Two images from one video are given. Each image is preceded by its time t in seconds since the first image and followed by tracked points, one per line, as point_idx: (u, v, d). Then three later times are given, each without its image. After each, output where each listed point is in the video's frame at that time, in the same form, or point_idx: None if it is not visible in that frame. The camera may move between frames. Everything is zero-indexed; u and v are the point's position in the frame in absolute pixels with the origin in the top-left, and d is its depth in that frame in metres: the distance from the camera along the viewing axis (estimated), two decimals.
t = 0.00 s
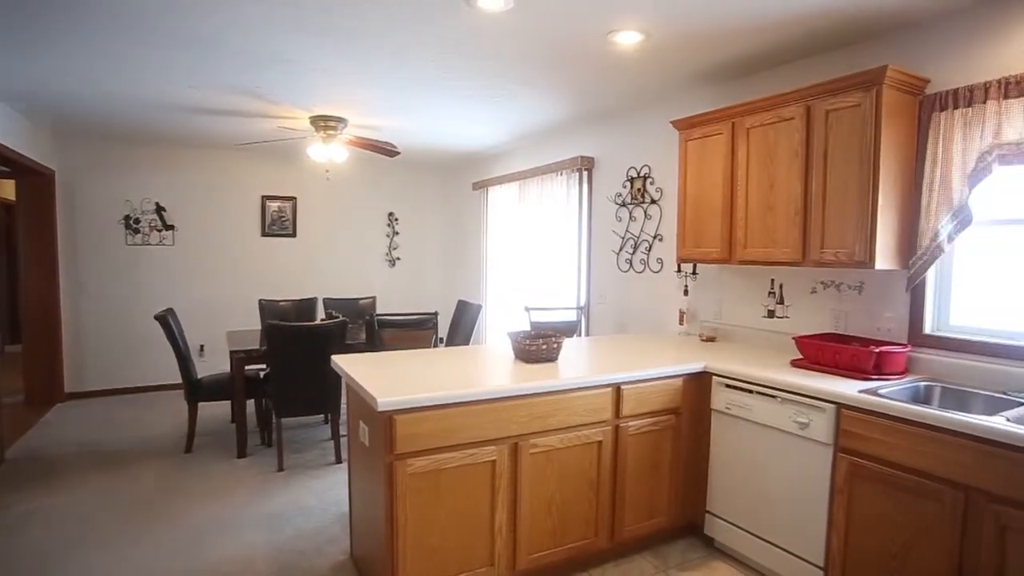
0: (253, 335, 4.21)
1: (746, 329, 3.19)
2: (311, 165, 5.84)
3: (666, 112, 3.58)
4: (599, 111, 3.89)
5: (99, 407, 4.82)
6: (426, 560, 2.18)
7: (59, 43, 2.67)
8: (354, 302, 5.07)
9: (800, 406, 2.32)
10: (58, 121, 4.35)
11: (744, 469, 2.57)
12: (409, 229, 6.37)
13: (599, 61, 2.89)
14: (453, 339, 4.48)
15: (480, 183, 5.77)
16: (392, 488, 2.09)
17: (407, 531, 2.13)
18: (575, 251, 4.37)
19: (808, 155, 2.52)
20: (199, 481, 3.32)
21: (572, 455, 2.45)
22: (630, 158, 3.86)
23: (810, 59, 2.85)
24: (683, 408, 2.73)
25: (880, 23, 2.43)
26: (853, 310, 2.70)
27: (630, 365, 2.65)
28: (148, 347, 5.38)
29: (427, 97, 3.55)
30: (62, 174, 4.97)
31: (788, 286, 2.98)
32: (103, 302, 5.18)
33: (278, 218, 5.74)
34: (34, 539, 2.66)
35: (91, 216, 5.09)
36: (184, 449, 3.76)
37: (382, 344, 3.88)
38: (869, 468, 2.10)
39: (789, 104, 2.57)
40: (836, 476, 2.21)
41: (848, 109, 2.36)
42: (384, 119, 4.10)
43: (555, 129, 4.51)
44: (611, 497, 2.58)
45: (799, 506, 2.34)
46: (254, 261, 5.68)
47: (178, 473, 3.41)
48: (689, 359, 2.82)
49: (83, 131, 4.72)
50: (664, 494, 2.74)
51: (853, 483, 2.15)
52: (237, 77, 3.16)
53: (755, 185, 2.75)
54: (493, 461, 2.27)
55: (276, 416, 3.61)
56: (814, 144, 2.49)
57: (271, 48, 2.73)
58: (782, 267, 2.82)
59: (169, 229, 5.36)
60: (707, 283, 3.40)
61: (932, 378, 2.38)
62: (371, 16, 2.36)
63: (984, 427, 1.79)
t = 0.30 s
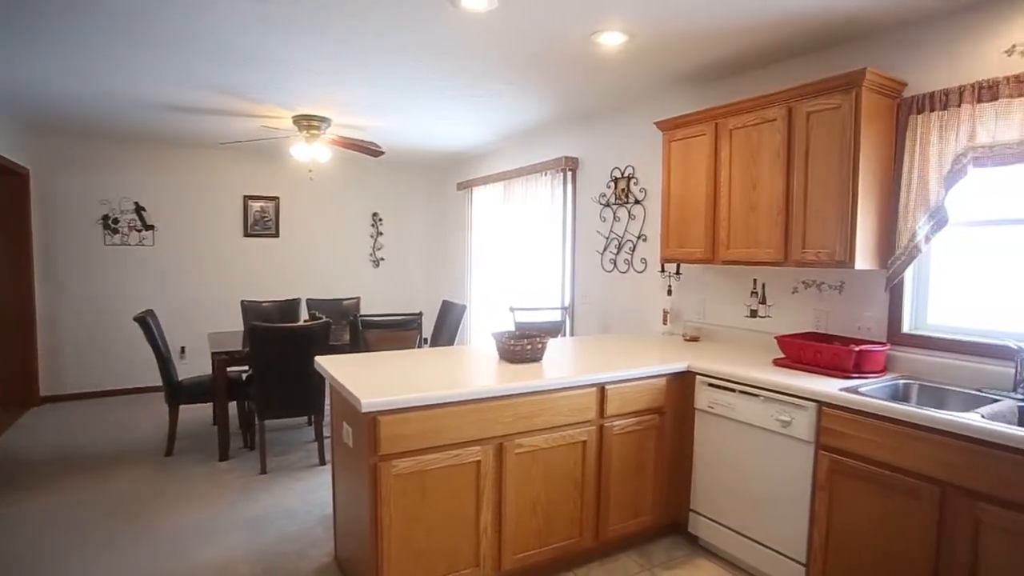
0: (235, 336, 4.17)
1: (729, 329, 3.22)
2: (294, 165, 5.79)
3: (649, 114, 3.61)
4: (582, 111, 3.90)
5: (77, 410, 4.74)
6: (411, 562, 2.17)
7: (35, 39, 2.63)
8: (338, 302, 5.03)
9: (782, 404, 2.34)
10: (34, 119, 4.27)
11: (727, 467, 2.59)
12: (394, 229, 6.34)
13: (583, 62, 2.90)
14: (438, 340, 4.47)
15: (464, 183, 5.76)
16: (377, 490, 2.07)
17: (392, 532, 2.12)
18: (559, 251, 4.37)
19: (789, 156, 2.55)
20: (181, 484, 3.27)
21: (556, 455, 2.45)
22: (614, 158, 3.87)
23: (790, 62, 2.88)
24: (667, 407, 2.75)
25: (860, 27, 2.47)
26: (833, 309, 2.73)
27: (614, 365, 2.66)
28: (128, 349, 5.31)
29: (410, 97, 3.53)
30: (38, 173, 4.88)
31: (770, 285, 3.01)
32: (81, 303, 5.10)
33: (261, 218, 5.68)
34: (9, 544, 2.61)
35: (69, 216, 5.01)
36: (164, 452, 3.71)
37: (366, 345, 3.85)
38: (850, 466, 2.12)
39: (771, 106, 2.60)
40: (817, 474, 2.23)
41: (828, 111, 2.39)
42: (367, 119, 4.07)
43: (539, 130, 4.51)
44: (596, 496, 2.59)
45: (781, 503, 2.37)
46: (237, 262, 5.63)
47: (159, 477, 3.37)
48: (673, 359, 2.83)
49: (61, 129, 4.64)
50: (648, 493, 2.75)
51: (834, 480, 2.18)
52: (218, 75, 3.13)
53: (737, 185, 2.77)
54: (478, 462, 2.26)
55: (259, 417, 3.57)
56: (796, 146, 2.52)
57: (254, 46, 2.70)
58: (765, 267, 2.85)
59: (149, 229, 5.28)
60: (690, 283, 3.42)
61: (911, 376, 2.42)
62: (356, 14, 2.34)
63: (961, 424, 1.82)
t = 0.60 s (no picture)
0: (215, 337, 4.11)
1: (712, 329, 3.24)
2: (276, 164, 5.74)
3: (633, 114, 3.62)
4: (566, 112, 3.91)
5: (53, 414, 4.65)
6: (395, 563, 2.16)
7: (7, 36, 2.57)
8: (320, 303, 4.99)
9: (764, 403, 2.36)
10: (8, 117, 4.18)
11: (710, 465, 2.62)
12: (377, 230, 6.31)
13: (566, 63, 2.91)
14: (422, 340, 4.45)
15: (448, 183, 5.75)
16: (361, 492, 2.06)
17: (376, 534, 2.11)
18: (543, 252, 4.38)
19: (771, 157, 2.57)
20: (161, 488, 3.23)
21: (541, 455, 2.46)
22: (598, 159, 3.89)
23: (771, 65, 2.91)
24: (651, 407, 2.76)
25: (838, 31, 2.50)
26: (814, 309, 2.77)
27: (598, 364, 2.67)
28: (105, 351, 5.22)
29: (393, 97, 3.52)
30: (12, 172, 4.78)
31: (752, 285, 3.04)
32: (57, 305, 5.01)
33: (243, 217, 5.62)
34: None
35: (44, 216, 4.92)
36: (143, 456, 3.65)
37: (350, 346, 3.83)
38: (830, 463, 2.15)
39: (753, 107, 2.62)
40: (798, 471, 2.26)
41: (808, 113, 2.42)
42: (350, 118, 4.05)
43: (522, 130, 4.51)
44: (581, 495, 2.60)
45: (763, 500, 2.39)
46: (218, 262, 5.55)
47: (138, 481, 3.32)
48: (657, 358, 2.85)
49: (36, 127, 4.55)
50: (633, 492, 2.76)
51: (815, 477, 2.21)
52: (199, 74, 3.09)
53: (720, 186, 2.80)
54: (462, 462, 2.26)
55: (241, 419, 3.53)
56: (777, 147, 2.54)
57: (236, 45, 2.67)
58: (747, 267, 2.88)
59: (128, 229, 5.20)
60: (673, 282, 3.44)
61: (889, 374, 2.46)
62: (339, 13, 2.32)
63: (937, 420, 1.85)
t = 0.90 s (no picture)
0: (197, 339, 4.06)
1: (695, 328, 3.26)
2: (259, 164, 5.69)
3: (617, 116, 3.64)
4: (550, 112, 3.92)
5: (29, 418, 4.56)
6: (380, 566, 2.15)
7: None
8: (304, 304, 4.95)
9: (747, 402, 2.39)
10: None
11: (694, 464, 2.63)
12: (362, 230, 6.28)
13: (550, 63, 2.92)
14: (407, 341, 4.44)
15: (433, 184, 5.74)
16: (345, 494, 2.05)
17: (361, 536, 2.09)
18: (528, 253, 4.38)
19: (753, 158, 2.60)
20: (141, 493, 3.18)
21: (526, 455, 2.46)
22: (582, 160, 3.90)
23: (753, 68, 2.94)
24: (636, 407, 2.77)
25: (818, 34, 2.53)
26: (796, 308, 2.80)
27: (583, 365, 2.67)
28: (84, 353, 5.14)
29: (376, 97, 3.50)
30: None
31: (736, 285, 3.06)
32: (34, 306, 4.92)
33: (225, 218, 5.56)
34: None
35: (20, 216, 4.82)
36: (123, 460, 3.60)
37: (334, 347, 3.80)
38: (813, 461, 2.17)
39: (736, 109, 2.65)
40: (781, 469, 2.28)
41: (790, 115, 2.45)
42: (333, 118, 4.02)
43: (506, 130, 4.52)
44: (566, 495, 2.60)
45: (747, 498, 2.41)
46: (200, 263, 5.49)
47: (118, 485, 3.27)
48: (641, 358, 2.86)
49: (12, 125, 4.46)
50: (618, 491, 2.77)
51: (798, 474, 2.23)
52: (180, 72, 3.05)
53: (703, 187, 2.82)
54: (447, 463, 2.25)
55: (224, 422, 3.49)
56: (759, 148, 2.57)
57: (218, 43, 2.65)
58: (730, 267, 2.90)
59: (107, 229, 5.12)
60: (658, 283, 3.46)
61: (870, 373, 2.49)
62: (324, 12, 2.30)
63: (917, 418, 1.88)
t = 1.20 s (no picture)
0: (179, 341, 4.02)
1: (681, 328, 3.28)
2: (244, 164, 5.64)
3: (602, 117, 3.65)
4: (536, 113, 3.92)
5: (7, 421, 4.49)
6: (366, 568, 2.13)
7: None
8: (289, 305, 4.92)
9: (732, 401, 2.40)
10: None
11: (680, 463, 2.64)
12: (347, 231, 6.25)
13: (535, 64, 2.92)
14: (393, 342, 4.42)
15: (419, 184, 5.73)
16: (330, 496, 2.03)
17: (346, 539, 2.08)
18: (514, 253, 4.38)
19: (737, 160, 2.62)
20: (122, 497, 3.13)
21: (512, 456, 2.46)
22: (568, 161, 3.91)
23: (736, 70, 2.97)
24: (621, 407, 2.78)
25: (800, 37, 2.56)
26: (780, 308, 2.82)
27: (569, 365, 2.68)
28: (64, 355, 5.07)
29: (361, 97, 3.49)
30: None
31: (720, 286, 3.08)
32: (12, 308, 4.84)
33: (208, 218, 5.50)
34: None
35: None
36: (103, 464, 3.55)
37: (319, 348, 3.78)
38: (796, 459, 2.19)
39: (720, 110, 2.66)
40: (765, 467, 2.30)
41: (773, 116, 2.47)
42: (317, 117, 4.00)
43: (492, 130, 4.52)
44: (552, 495, 2.60)
45: (732, 497, 2.43)
46: (183, 264, 5.43)
47: (98, 489, 3.22)
48: (627, 358, 2.88)
49: None
50: (604, 491, 2.78)
51: (782, 473, 2.25)
52: (161, 71, 3.02)
53: (688, 188, 2.83)
54: (433, 464, 2.24)
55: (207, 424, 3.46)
56: (743, 149, 2.59)
57: (200, 42, 2.62)
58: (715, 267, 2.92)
59: (86, 229, 5.05)
60: (643, 283, 3.48)
61: (851, 372, 2.52)
62: (309, 11, 2.29)
63: (898, 416, 1.90)
